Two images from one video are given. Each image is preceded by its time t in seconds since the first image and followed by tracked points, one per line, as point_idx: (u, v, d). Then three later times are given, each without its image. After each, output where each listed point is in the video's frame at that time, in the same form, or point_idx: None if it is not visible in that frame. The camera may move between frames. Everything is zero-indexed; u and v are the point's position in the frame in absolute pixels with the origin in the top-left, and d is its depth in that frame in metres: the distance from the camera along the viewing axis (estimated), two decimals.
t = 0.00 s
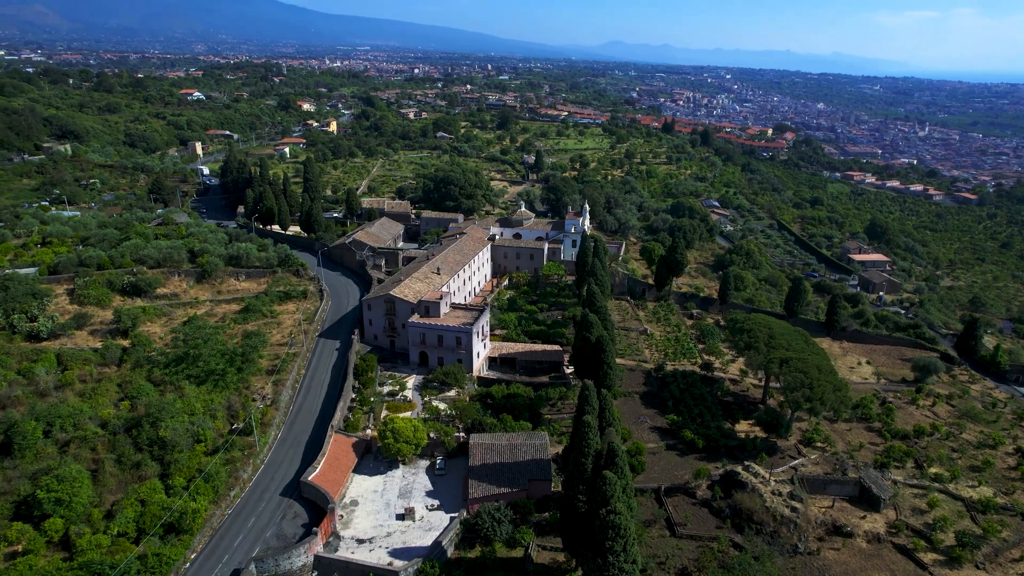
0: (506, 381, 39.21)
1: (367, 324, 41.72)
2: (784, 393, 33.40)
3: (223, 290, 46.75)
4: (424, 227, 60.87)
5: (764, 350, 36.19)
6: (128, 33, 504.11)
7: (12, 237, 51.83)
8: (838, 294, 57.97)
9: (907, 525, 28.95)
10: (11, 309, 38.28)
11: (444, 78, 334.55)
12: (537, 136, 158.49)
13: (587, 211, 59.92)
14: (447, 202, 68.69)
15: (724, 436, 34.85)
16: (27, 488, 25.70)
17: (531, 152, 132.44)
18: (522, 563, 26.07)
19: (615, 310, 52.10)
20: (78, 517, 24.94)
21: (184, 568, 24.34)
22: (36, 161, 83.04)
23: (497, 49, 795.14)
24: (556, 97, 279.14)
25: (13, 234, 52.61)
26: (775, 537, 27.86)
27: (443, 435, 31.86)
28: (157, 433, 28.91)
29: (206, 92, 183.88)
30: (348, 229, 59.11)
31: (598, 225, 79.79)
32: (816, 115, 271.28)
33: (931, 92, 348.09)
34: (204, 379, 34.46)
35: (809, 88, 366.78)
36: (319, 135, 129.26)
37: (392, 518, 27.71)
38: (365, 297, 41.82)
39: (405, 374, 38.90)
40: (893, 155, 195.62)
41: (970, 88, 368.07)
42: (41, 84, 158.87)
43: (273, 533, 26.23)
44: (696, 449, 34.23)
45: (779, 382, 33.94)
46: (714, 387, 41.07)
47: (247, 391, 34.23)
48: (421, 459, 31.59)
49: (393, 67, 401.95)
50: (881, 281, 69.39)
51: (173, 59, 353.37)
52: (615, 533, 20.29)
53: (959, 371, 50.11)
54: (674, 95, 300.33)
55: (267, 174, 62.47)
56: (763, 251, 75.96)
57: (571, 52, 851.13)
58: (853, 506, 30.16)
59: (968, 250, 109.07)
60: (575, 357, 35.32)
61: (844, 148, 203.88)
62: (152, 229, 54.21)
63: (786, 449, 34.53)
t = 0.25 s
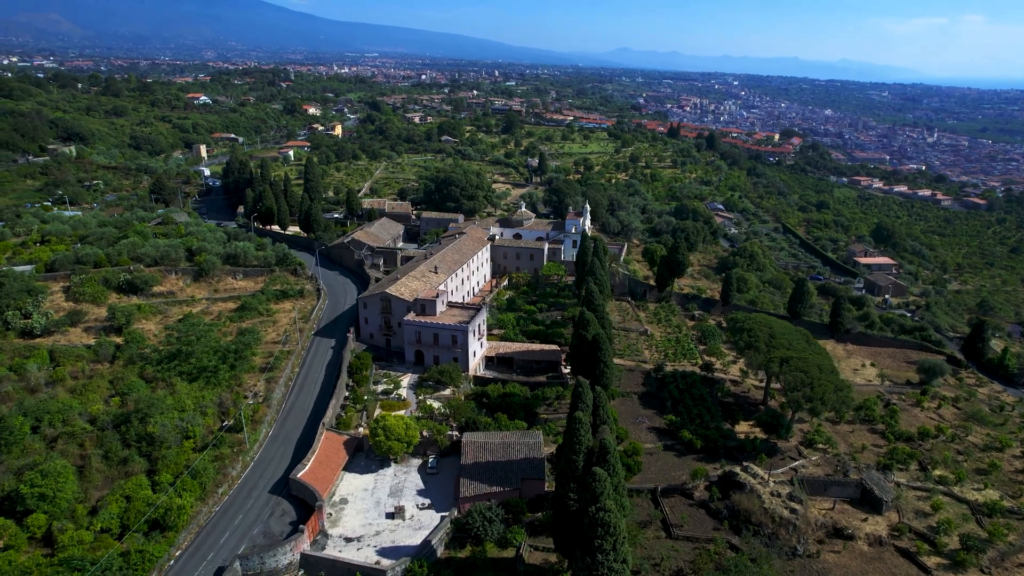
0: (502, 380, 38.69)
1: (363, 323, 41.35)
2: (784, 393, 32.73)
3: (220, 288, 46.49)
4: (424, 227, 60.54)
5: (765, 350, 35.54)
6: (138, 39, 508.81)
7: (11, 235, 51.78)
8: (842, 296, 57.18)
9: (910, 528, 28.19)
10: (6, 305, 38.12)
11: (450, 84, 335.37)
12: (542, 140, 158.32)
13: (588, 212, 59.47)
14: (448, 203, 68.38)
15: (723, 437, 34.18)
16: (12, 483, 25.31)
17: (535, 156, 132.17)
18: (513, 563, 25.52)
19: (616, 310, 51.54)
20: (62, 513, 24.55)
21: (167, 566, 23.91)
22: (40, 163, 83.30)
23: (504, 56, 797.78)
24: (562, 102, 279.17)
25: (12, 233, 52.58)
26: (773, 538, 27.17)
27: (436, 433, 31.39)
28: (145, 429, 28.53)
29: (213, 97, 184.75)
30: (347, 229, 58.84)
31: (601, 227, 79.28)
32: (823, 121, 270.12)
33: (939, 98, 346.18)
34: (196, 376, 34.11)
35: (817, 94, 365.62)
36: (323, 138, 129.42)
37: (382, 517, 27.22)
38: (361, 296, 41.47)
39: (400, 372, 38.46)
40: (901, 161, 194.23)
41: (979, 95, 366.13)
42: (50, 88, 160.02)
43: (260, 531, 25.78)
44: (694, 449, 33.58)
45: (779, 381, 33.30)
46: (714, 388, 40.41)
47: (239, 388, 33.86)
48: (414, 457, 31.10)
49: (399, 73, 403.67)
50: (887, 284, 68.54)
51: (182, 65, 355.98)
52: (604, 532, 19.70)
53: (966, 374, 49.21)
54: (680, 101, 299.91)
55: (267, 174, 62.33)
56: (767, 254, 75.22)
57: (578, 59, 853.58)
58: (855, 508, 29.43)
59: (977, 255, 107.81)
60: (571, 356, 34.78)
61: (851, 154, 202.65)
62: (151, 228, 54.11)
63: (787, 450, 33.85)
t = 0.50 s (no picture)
0: (498, 380, 38.13)
1: (359, 321, 40.96)
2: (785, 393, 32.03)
3: (217, 287, 46.23)
4: (424, 227, 60.19)
5: (765, 349, 34.84)
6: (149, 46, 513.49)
7: (11, 234, 51.74)
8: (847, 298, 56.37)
9: (913, 531, 27.39)
10: None
11: (457, 89, 336.08)
12: (547, 144, 158.03)
13: (589, 212, 58.97)
14: (449, 204, 68.05)
15: (722, 438, 33.48)
16: None
17: (540, 159, 131.85)
18: (503, 564, 24.89)
19: (616, 311, 50.94)
20: (45, 509, 24.13)
21: (150, 563, 23.45)
22: (45, 164, 83.57)
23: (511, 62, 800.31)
24: (568, 107, 279.15)
25: (11, 231, 52.53)
26: (772, 541, 26.42)
27: (428, 431, 30.84)
28: (133, 425, 28.13)
29: (220, 101, 185.56)
30: (347, 229, 58.55)
31: (603, 229, 78.73)
32: (831, 127, 268.79)
33: (948, 104, 344.01)
34: (188, 372, 33.75)
35: (824, 100, 364.27)
36: (328, 141, 129.55)
37: (371, 516, 26.70)
38: (356, 294, 41.09)
39: (395, 371, 38.00)
40: (910, 167, 192.66)
41: (988, 101, 363.78)
42: (58, 92, 161.13)
43: (246, 528, 25.29)
44: (692, 450, 32.88)
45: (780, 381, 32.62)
46: (714, 388, 39.70)
47: (230, 385, 33.48)
48: (405, 456, 30.58)
49: (406, 79, 405.26)
50: (893, 287, 67.62)
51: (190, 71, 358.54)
52: (593, 529, 19.09)
53: (973, 378, 48.28)
54: (687, 107, 299.38)
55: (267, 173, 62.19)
56: (771, 257, 74.43)
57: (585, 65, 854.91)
58: (857, 511, 28.65)
59: (986, 260, 106.45)
60: (568, 354, 34.20)
61: (859, 160, 201.26)
62: (150, 227, 53.98)
63: (787, 451, 33.10)
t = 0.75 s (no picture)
0: (493, 379, 37.47)
1: (354, 320, 40.47)
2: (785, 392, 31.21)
3: (213, 285, 45.89)
4: (424, 228, 59.78)
5: (766, 348, 34.05)
6: (160, 53, 518.47)
7: (9, 232, 51.67)
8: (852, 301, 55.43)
9: (918, 535, 26.46)
10: None
11: (464, 96, 336.78)
12: (553, 149, 157.70)
13: (591, 212, 58.36)
14: (450, 206, 67.66)
15: (721, 439, 32.68)
16: None
17: (545, 163, 131.49)
18: (491, 565, 24.17)
19: (616, 311, 50.23)
20: (24, 504, 23.54)
21: (129, 561, 22.89)
22: (49, 166, 83.87)
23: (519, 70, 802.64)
24: (575, 114, 279.02)
25: (10, 230, 52.49)
26: (770, 544, 25.56)
27: (419, 429, 30.22)
28: (118, 421, 27.71)
29: (227, 106, 186.53)
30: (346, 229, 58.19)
31: (606, 232, 78.09)
32: (839, 134, 267.31)
33: (958, 111, 341.41)
34: (178, 369, 33.32)
35: (833, 107, 362.64)
36: (333, 145, 129.68)
37: (357, 514, 26.10)
38: (351, 292, 40.64)
39: (388, 370, 37.43)
40: (920, 174, 190.96)
41: (999, 108, 360.97)
42: (67, 97, 162.31)
43: (229, 525, 24.73)
44: (690, 451, 32.08)
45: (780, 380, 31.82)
46: (714, 390, 38.92)
47: (221, 382, 33.03)
48: (396, 455, 29.97)
49: (414, 86, 406.97)
50: (900, 290, 66.59)
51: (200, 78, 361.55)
52: (579, 527, 18.42)
53: (982, 382, 47.21)
54: (695, 114, 298.60)
55: (268, 174, 62.04)
56: (776, 260, 73.56)
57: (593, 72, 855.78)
58: (858, 514, 27.77)
59: (996, 265, 104.95)
60: (563, 352, 33.51)
61: (868, 166, 199.73)
62: (149, 226, 53.81)
63: (788, 453, 32.23)
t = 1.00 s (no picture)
0: (489, 379, 36.87)
1: (349, 318, 40.01)
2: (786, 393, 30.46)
3: (210, 284, 45.57)
4: (424, 229, 59.39)
5: (767, 348, 33.30)
6: (170, 61, 523.04)
7: (9, 231, 51.64)
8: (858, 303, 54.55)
9: (922, 540, 25.62)
10: None
11: (471, 102, 337.65)
12: (558, 154, 157.45)
13: (592, 213, 57.79)
14: (452, 207, 67.29)
15: (720, 441, 31.94)
16: None
17: (550, 167, 131.10)
18: (481, 566, 23.53)
19: (617, 313, 49.57)
20: (4, 501, 22.68)
21: (110, 559, 22.38)
22: (54, 168, 84.17)
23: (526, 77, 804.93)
24: (581, 120, 278.90)
25: (10, 229, 52.45)
26: (769, 547, 24.79)
27: (411, 428, 29.67)
28: (105, 417, 27.27)
29: (234, 111, 187.33)
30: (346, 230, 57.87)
31: (609, 235, 77.49)
32: (848, 141, 265.95)
33: (968, 118, 339.14)
34: (169, 366, 32.88)
35: (841, 114, 360.86)
36: (338, 149, 129.81)
37: (345, 514, 25.55)
38: (347, 291, 40.19)
39: (383, 369, 36.91)
40: (929, 180, 189.32)
41: (1008, 115, 358.40)
42: (76, 102, 163.44)
43: (214, 524, 24.23)
44: (689, 452, 31.32)
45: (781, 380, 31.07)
46: (715, 391, 38.18)
47: (212, 379, 32.57)
48: (387, 454, 29.41)
49: (422, 93, 408.32)
50: (907, 294, 65.59)
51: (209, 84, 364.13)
52: (565, 526, 17.73)
53: (991, 386, 46.22)
54: (702, 121, 297.97)
55: (268, 174, 61.88)
56: (781, 263, 72.71)
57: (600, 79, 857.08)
58: (861, 518, 26.95)
59: (1007, 270, 103.56)
60: (559, 351, 32.88)
61: (877, 173, 198.26)
62: (148, 226, 53.67)
63: (789, 455, 31.45)
